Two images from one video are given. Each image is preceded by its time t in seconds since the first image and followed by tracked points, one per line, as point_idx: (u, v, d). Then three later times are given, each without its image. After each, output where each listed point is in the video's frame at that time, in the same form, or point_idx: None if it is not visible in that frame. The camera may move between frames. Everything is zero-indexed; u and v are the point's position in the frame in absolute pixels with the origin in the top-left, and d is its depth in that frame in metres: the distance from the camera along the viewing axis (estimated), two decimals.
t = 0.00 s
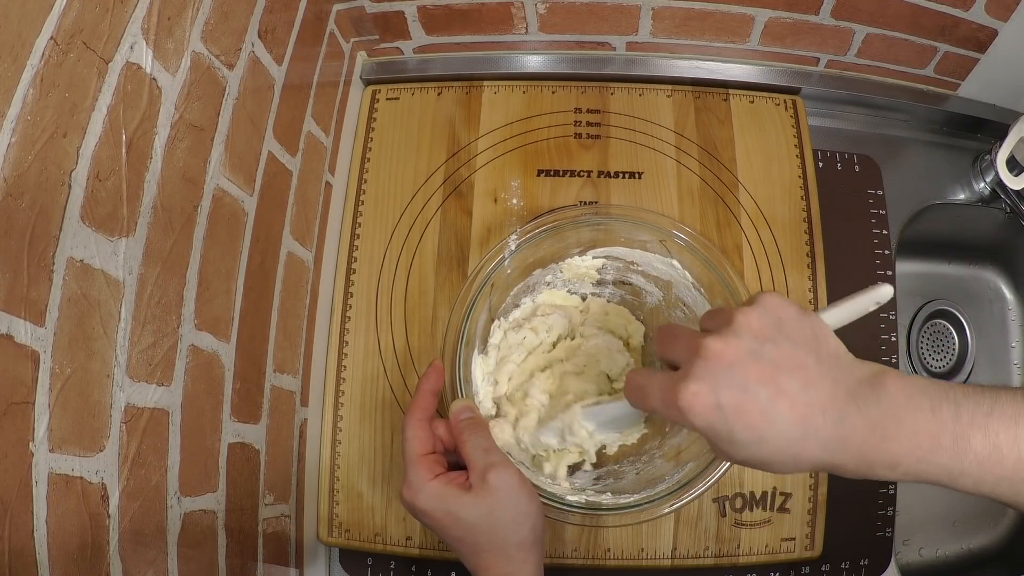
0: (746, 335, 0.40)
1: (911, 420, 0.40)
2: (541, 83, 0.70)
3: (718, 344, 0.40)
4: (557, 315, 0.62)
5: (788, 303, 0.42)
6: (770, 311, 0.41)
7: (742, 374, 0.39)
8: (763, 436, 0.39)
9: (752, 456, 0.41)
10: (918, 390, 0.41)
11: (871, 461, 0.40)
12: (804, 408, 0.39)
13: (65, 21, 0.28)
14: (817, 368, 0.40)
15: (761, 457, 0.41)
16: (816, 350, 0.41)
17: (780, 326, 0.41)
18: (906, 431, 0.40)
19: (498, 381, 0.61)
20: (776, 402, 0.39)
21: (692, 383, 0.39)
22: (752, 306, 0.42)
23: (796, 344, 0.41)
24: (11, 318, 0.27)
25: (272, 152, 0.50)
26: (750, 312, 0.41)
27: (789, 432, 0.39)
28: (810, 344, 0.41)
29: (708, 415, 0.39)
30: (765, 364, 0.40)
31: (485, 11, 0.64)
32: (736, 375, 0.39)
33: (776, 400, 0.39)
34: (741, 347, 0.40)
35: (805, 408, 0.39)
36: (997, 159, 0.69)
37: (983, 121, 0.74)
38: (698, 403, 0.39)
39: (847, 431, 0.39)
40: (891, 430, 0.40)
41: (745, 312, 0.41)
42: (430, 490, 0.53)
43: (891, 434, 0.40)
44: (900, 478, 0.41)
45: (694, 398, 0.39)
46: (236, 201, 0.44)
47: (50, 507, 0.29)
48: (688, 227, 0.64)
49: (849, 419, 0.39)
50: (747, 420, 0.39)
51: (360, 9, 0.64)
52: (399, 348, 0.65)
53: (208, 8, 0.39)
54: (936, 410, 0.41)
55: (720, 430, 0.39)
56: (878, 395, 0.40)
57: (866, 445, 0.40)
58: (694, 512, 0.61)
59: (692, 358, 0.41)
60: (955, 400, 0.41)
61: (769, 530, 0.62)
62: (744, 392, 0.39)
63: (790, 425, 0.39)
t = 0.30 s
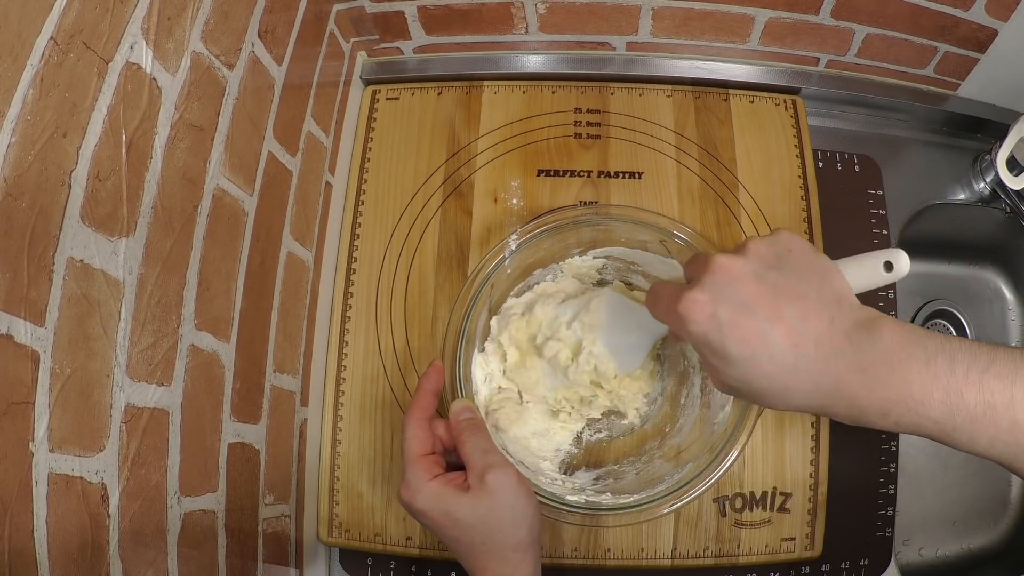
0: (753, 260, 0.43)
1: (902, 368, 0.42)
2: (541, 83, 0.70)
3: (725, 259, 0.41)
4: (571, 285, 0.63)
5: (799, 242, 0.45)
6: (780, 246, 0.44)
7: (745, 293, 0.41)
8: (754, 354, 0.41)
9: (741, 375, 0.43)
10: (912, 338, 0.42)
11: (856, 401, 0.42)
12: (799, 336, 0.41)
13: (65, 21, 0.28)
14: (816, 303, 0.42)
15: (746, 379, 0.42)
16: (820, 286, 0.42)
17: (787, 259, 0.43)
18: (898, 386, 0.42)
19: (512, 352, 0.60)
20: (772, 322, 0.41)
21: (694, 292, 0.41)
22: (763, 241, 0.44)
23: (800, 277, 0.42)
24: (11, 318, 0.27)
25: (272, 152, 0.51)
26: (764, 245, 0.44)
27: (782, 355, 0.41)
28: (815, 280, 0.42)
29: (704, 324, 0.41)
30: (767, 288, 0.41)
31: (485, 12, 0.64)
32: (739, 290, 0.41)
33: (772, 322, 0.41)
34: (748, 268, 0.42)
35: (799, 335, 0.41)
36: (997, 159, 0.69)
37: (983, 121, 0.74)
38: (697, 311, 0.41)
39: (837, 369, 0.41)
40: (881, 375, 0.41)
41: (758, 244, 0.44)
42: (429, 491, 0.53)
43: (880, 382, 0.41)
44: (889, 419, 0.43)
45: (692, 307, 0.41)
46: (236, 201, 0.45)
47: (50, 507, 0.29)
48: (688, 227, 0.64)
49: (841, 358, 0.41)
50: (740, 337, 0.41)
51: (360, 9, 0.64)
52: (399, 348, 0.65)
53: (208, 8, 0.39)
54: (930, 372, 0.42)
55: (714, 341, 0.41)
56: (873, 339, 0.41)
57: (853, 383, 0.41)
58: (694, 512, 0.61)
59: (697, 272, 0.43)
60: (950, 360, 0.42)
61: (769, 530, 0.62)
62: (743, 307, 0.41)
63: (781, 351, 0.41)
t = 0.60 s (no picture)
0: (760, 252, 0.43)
1: (914, 360, 0.39)
2: (541, 83, 0.70)
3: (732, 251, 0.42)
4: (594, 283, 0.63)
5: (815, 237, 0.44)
6: (794, 239, 0.44)
7: (750, 284, 0.41)
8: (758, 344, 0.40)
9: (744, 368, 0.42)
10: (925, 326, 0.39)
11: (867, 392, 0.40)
12: (804, 328, 0.40)
13: (65, 21, 0.28)
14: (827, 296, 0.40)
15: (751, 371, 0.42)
16: (830, 277, 0.41)
17: (796, 250, 0.43)
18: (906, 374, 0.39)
19: (525, 351, 0.61)
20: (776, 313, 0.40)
21: (698, 282, 0.41)
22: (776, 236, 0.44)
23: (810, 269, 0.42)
24: (11, 318, 0.27)
25: (272, 152, 0.51)
26: (775, 239, 0.44)
27: (785, 346, 0.40)
28: (825, 272, 0.41)
29: (708, 314, 0.41)
30: (774, 279, 0.41)
31: (485, 11, 0.64)
32: (745, 281, 0.41)
33: (776, 313, 0.40)
34: (755, 261, 0.42)
35: (804, 328, 0.40)
36: (997, 159, 0.69)
37: (983, 121, 0.74)
38: (700, 300, 0.41)
39: (843, 359, 0.39)
40: (893, 365, 0.39)
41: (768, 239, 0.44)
42: (431, 491, 0.53)
43: (892, 380, 0.39)
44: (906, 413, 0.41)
45: (696, 295, 0.41)
46: (236, 200, 0.44)
47: (50, 507, 0.29)
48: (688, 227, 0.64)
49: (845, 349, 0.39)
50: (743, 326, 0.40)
51: (360, 9, 0.64)
52: (399, 348, 0.65)
53: (208, 8, 0.39)
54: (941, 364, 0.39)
55: (717, 331, 0.41)
56: (881, 329, 0.39)
57: (860, 374, 0.39)
58: (694, 512, 0.61)
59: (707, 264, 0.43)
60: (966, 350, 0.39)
61: (769, 530, 0.62)
62: (746, 295, 0.41)
63: (784, 343, 0.40)
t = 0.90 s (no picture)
0: (742, 203, 0.35)
1: (948, 336, 0.32)
2: (541, 83, 0.70)
3: (709, 207, 0.35)
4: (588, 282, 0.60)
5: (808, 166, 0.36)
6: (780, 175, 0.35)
7: (733, 241, 0.34)
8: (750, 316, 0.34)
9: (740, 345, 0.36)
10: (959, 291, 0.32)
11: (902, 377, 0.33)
12: (802, 289, 0.33)
13: (65, 21, 0.28)
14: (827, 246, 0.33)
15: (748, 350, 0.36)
16: (826, 221, 0.33)
17: (786, 193, 0.35)
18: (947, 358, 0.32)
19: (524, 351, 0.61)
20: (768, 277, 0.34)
21: (674, 248, 0.36)
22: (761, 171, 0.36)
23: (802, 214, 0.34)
24: (11, 318, 0.27)
25: (272, 152, 0.51)
26: (758, 178, 0.36)
27: (784, 314, 0.33)
28: (819, 216, 0.34)
29: (689, 285, 0.35)
30: (762, 235, 0.34)
31: (485, 11, 0.64)
32: (726, 239, 0.34)
33: (767, 275, 0.34)
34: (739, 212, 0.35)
35: (803, 290, 0.33)
36: (997, 159, 0.69)
37: (983, 121, 0.74)
38: (678, 268, 0.36)
39: (856, 330, 0.32)
40: (932, 345, 0.32)
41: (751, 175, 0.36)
42: (431, 491, 0.53)
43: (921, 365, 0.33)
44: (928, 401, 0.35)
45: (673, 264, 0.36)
46: (236, 200, 0.44)
47: (50, 507, 0.29)
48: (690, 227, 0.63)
49: (858, 320, 0.32)
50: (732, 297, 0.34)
51: (360, 9, 0.64)
52: (399, 348, 0.65)
53: (208, 8, 0.39)
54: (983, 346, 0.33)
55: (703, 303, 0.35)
56: (900, 292, 0.32)
57: (881, 352, 0.32)
58: (694, 512, 0.61)
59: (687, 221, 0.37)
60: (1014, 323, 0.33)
61: (769, 530, 0.62)
62: (730, 259, 0.34)
63: (781, 310, 0.33)
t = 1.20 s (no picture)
0: (720, 188, 0.43)
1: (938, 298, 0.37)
2: (541, 83, 0.70)
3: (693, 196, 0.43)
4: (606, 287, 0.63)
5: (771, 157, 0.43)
6: (751, 165, 0.43)
7: (715, 221, 0.42)
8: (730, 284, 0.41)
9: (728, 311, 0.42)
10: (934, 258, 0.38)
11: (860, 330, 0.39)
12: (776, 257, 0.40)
13: (65, 21, 0.28)
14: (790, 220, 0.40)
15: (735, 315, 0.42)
16: (792, 198, 0.41)
17: (757, 180, 0.42)
18: (918, 323, 0.38)
19: (523, 350, 0.61)
20: (745, 250, 0.40)
21: (668, 235, 0.43)
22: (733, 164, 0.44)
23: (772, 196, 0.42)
24: (11, 318, 0.27)
25: (272, 152, 0.51)
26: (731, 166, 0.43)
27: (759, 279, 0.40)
28: (786, 194, 0.41)
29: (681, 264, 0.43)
30: (738, 215, 0.41)
31: (485, 11, 0.64)
32: (710, 219, 0.42)
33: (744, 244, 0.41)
34: (717, 196, 0.42)
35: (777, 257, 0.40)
36: (997, 159, 0.70)
37: (983, 121, 0.74)
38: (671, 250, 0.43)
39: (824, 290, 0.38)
40: (893, 304, 0.38)
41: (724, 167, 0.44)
42: (431, 496, 0.53)
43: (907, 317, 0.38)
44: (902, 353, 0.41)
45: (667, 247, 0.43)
46: (236, 200, 0.44)
47: (50, 507, 0.29)
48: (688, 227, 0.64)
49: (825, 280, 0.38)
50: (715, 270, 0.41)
51: (360, 9, 0.64)
52: (399, 348, 0.65)
53: (208, 7, 0.39)
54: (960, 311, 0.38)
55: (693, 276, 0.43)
56: (853, 253, 0.38)
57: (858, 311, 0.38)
58: (694, 512, 0.61)
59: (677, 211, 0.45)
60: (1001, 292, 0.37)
61: (769, 530, 0.62)
62: (713, 238, 0.41)
63: (757, 276, 0.40)
